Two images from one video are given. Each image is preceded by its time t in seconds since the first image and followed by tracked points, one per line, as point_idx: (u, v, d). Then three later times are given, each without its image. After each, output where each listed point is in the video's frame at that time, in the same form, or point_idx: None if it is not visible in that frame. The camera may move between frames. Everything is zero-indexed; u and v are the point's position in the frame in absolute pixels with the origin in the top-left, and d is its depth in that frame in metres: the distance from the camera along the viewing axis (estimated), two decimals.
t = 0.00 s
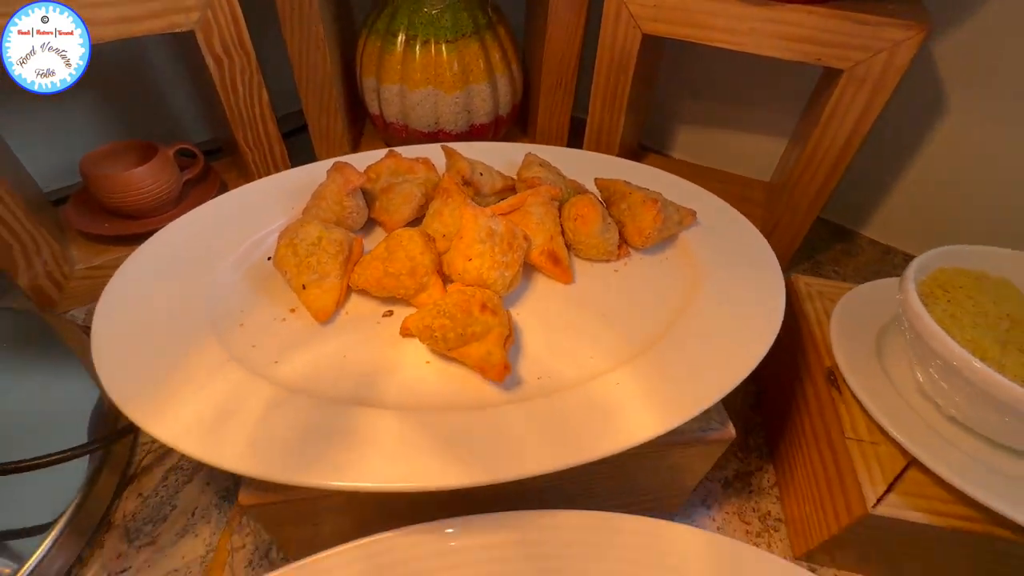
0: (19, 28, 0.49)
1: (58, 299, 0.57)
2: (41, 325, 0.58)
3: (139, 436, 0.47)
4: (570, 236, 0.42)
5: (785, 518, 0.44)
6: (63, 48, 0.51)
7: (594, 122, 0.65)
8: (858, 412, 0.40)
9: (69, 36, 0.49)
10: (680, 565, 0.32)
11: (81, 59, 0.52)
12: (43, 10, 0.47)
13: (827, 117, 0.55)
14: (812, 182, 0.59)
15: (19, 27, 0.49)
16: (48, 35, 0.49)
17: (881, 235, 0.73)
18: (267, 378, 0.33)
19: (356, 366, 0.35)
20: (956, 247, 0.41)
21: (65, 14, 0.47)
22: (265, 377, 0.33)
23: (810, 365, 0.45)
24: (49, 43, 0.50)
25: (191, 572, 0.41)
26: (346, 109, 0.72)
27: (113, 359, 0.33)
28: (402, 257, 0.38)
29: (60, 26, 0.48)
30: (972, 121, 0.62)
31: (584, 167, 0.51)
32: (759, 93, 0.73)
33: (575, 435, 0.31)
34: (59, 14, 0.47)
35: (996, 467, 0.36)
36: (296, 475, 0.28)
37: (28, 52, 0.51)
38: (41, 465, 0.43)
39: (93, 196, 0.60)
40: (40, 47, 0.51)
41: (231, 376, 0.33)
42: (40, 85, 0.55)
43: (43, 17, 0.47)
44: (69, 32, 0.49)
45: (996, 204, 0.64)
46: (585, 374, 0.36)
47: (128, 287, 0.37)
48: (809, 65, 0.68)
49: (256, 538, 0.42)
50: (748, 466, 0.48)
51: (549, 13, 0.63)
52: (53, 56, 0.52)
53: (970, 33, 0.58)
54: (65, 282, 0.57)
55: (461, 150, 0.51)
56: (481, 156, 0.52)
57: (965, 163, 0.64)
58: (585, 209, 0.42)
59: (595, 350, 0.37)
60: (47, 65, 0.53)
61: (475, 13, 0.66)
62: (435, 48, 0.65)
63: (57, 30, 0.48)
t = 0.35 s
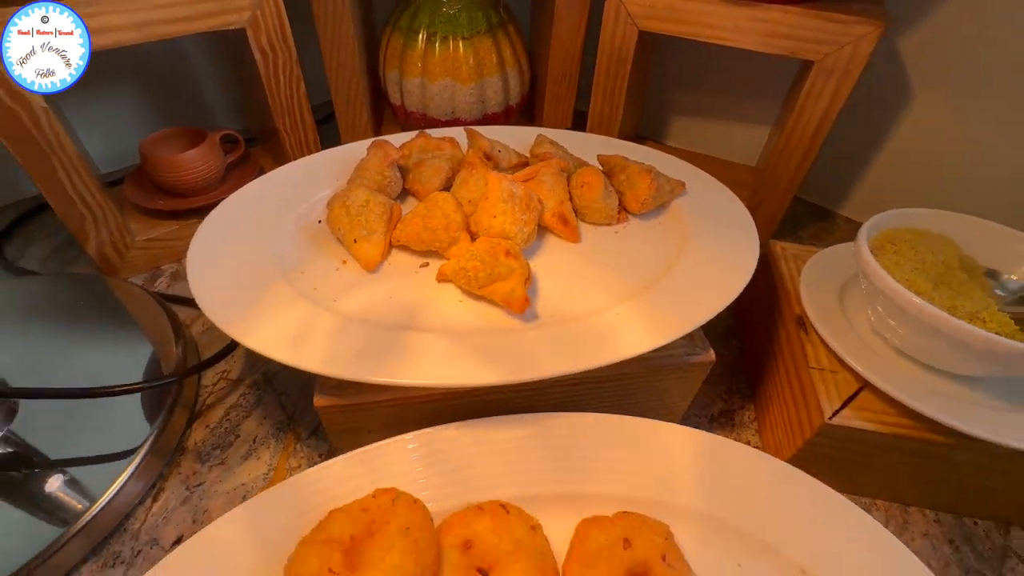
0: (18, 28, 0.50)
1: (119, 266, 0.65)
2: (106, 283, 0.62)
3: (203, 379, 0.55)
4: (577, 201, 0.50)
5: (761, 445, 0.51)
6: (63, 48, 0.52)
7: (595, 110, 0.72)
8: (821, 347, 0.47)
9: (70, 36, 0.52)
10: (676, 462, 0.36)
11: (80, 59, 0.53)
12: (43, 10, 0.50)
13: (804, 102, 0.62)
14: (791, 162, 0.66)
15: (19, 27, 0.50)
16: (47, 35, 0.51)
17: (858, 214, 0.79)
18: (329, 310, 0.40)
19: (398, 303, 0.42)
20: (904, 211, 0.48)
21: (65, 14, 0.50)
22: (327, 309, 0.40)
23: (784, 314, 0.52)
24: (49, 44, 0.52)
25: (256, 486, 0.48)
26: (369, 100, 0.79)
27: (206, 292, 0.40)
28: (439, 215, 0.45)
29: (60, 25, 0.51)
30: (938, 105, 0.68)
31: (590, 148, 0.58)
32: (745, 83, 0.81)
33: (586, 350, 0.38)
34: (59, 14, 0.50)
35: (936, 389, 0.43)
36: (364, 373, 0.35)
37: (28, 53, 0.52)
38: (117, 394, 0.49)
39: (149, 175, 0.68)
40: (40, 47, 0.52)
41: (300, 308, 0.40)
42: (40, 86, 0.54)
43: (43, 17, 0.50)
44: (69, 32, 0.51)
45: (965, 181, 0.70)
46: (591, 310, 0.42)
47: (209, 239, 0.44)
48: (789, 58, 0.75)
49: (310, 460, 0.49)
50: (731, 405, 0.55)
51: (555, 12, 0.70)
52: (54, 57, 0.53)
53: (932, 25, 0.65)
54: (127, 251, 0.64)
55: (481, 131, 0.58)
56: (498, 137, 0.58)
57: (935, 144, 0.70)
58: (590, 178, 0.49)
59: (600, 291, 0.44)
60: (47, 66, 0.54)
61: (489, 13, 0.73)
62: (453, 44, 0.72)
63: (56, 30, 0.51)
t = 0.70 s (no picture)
0: (19, 28, 0.56)
1: (164, 230, 0.71)
2: (153, 249, 0.69)
3: (247, 325, 0.61)
4: (582, 161, 0.56)
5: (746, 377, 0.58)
6: (63, 48, 0.56)
7: (596, 89, 0.79)
8: (797, 286, 0.53)
9: (70, 36, 0.55)
10: (667, 371, 0.42)
11: (79, 59, 0.57)
12: (44, 10, 0.54)
13: (785, 78, 0.68)
14: (775, 134, 0.73)
15: (20, 28, 0.56)
16: (48, 35, 0.55)
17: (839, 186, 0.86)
18: (369, 248, 0.47)
19: (428, 245, 0.48)
20: (867, 168, 0.54)
21: (65, 14, 0.54)
22: (368, 247, 0.47)
23: (765, 263, 0.58)
24: (50, 44, 0.56)
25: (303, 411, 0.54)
26: (387, 82, 0.85)
27: (265, 231, 0.47)
28: (463, 170, 0.52)
29: (60, 26, 0.55)
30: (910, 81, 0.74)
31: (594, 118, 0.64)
32: (735, 64, 0.87)
33: (592, 277, 0.45)
34: (59, 14, 0.54)
35: (894, 318, 0.49)
36: (406, 291, 0.42)
37: (26, 52, 0.58)
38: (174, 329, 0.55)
39: (190, 148, 0.74)
40: (42, 47, 0.56)
41: (345, 246, 0.47)
42: (41, 85, 0.58)
43: (43, 17, 0.54)
44: (70, 32, 0.55)
45: (937, 151, 0.75)
46: (596, 248, 0.49)
47: (262, 191, 0.51)
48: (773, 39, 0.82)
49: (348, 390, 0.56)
50: (720, 347, 0.62)
51: None
52: (55, 57, 0.56)
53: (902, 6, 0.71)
54: (170, 216, 0.71)
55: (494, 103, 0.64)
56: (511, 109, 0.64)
57: (909, 117, 0.75)
58: (594, 139, 0.55)
59: (604, 234, 0.51)
60: (47, 66, 0.57)
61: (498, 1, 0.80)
62: (466, 29, 0.78)
63: (57, 30, 0.55)
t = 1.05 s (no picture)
0: (19, 29, 0.60)
1: (175, 207, 0.75)
2: (164, 225, 0.72)
3: (257, 293, 0.65)
4: (572, 134, 0.60)
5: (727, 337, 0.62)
6: (64, 48, 0.60)
7: (587, 74, 0.83)
8: (773, 250, 0.57)
9: (70, 36, 0.59)
10: (650, 318, 0.46)
11: (79, 59, 0.60)
12: (44, 11, 0.58)
13: (763, 61, 0.72)
14: (755, 115, 0.77)
15: (19, 28, 0.60)
16: (49, 36, 0.59)
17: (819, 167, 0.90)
18: (375, 211, 0.50)
19: (429, 209, 0.52)
20: (834, 140, 0.59)
21: (65, 14, 0.58)
22: (374, 210, 0.51)
23: (744, 230, 0.62)
24: (52, 44, 0.60)
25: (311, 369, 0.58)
26: (387, 70, 0.89)
27: (277, 195, 0.50)
28: (461, 140, 0.55)
29: (60, 26, 0.58)
30: (883, 62, 0.77)
31: (585, 97, 0.68)
32: (720, 49, 0.91)
33: (581, 233, 0.49)
34: (59, 14, 0.58)
35: (858, 274, 0.53)
36: (410, 244, 0.46)
37: (27, 52, 0.62)
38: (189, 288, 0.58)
39: (199, 130, 0.78)
40: (44, 48, 0.60)
41: (352, 209, 0.50)
42: (40, 85, 0.63)
43: (43, 17, 0.58)
44: (70, 32, 0.59)
45: (911, 130, 0.79)
46: (584, 211, 0.52)
47: (273, 161, 0.55)
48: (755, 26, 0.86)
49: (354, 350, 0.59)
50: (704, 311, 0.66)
51: None
52: (55, 57, 0.60)
53: None
54: (181, 193, 0.74)
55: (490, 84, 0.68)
56: (506, 89, 0.68)
57: (884, 98, 0.79)
58: (583, 114, 0.59)
59: (592, 199, 0.54)
60: (48, 66, 0.61)
61: None
62: (462, 17, 0.82)
63: (57, 30, 0.59)
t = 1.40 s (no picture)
0: (18, 28, 0.61)
1: (166, 201, 0.76)
2: (154, 219, 0.74)
3: (246, 285, 0.66)
4: (553, 126, 0.61)
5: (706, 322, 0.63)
6: (64, 48, 0.62)
7: (571, 71, 0.85)
8: (749, 236, 0.59)
9: (71, 36, 0.61)
10: (626, 299, 0.48)
11: (79, 58, 0.62)
12: (45, 11, 0.60)
13: (741, 57, 0.74)
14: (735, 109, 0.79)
15: (19, 28, 0.62)
16: (49, 36, 0.61)
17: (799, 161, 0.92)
18: (359, 199, 0.52)
19: (412, 197, 0.53)
20: (806, 130, 0.60)
21: (64, 14, 0.60)
22: (358, 198, 0.52)
23: (722, 219, 0.64)
24: (51, 44, 0.61)
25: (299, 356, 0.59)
26: (375, 68, 0.90)
27: (263, 183, 0.52)
28: (443, 132, 0.57)
29: (60, 26, 0.60)
30: (858, 57, 0.79)
31: (567, 91, 0.69)
32: (702, 47, 0.93)
33: (559, 218, 0.50)
34: (59, 14, 0.60)
35: (830, 258, 0.55)
36: (393, 229, 0.47)
37: (26, 52, 0.63)
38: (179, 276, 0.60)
39: (190, 126, 0.79)
40: (43, 48, 0.61)
41: (336, 197, 0.52)
42: (40, 85, 0.64)
43: (43, 17, 0.60)
44: (70, 32, 0.61)
45: (887, 123, 0.81)
46: (563, 198, 0.54)
47: (260, 151, 0.56)
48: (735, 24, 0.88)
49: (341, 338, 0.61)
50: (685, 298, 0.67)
51: None
52: (55, 57, 0.62)
53: None
54: (172, 188, 0.76)
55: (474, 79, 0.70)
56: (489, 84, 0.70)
57: (860, 92, 0.81)
58: (563, 106, 0.61)
59: (572, 187, 0.56)
60: (48, 66, 0.63)
61: None
62: (448, 16, 0.84)
63: (57, 30, 0.60)
